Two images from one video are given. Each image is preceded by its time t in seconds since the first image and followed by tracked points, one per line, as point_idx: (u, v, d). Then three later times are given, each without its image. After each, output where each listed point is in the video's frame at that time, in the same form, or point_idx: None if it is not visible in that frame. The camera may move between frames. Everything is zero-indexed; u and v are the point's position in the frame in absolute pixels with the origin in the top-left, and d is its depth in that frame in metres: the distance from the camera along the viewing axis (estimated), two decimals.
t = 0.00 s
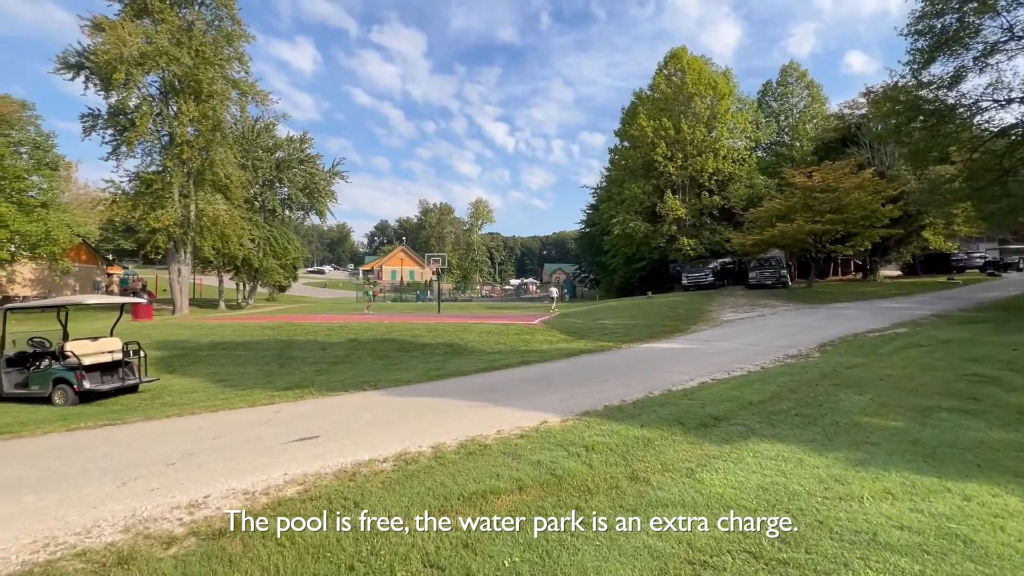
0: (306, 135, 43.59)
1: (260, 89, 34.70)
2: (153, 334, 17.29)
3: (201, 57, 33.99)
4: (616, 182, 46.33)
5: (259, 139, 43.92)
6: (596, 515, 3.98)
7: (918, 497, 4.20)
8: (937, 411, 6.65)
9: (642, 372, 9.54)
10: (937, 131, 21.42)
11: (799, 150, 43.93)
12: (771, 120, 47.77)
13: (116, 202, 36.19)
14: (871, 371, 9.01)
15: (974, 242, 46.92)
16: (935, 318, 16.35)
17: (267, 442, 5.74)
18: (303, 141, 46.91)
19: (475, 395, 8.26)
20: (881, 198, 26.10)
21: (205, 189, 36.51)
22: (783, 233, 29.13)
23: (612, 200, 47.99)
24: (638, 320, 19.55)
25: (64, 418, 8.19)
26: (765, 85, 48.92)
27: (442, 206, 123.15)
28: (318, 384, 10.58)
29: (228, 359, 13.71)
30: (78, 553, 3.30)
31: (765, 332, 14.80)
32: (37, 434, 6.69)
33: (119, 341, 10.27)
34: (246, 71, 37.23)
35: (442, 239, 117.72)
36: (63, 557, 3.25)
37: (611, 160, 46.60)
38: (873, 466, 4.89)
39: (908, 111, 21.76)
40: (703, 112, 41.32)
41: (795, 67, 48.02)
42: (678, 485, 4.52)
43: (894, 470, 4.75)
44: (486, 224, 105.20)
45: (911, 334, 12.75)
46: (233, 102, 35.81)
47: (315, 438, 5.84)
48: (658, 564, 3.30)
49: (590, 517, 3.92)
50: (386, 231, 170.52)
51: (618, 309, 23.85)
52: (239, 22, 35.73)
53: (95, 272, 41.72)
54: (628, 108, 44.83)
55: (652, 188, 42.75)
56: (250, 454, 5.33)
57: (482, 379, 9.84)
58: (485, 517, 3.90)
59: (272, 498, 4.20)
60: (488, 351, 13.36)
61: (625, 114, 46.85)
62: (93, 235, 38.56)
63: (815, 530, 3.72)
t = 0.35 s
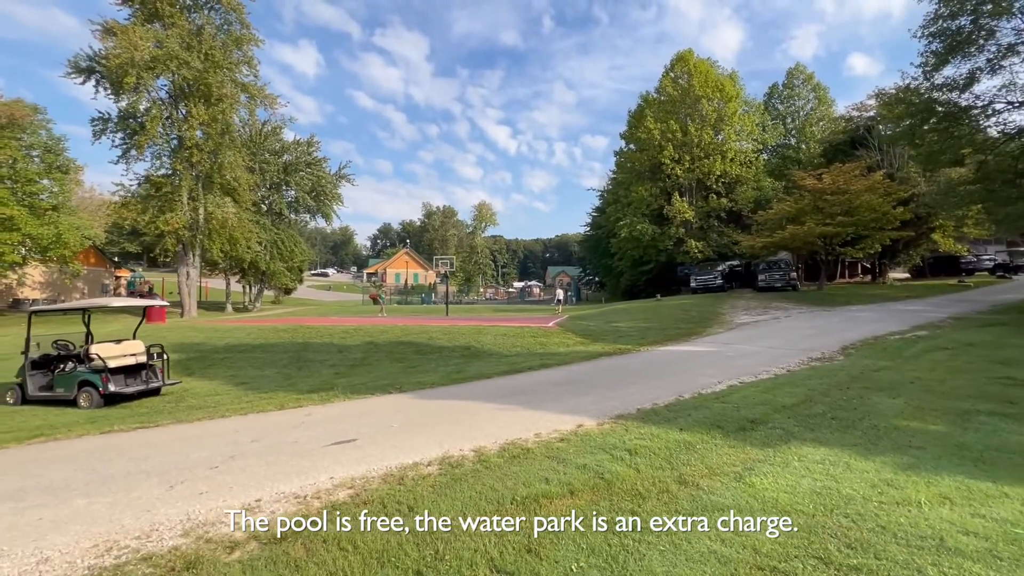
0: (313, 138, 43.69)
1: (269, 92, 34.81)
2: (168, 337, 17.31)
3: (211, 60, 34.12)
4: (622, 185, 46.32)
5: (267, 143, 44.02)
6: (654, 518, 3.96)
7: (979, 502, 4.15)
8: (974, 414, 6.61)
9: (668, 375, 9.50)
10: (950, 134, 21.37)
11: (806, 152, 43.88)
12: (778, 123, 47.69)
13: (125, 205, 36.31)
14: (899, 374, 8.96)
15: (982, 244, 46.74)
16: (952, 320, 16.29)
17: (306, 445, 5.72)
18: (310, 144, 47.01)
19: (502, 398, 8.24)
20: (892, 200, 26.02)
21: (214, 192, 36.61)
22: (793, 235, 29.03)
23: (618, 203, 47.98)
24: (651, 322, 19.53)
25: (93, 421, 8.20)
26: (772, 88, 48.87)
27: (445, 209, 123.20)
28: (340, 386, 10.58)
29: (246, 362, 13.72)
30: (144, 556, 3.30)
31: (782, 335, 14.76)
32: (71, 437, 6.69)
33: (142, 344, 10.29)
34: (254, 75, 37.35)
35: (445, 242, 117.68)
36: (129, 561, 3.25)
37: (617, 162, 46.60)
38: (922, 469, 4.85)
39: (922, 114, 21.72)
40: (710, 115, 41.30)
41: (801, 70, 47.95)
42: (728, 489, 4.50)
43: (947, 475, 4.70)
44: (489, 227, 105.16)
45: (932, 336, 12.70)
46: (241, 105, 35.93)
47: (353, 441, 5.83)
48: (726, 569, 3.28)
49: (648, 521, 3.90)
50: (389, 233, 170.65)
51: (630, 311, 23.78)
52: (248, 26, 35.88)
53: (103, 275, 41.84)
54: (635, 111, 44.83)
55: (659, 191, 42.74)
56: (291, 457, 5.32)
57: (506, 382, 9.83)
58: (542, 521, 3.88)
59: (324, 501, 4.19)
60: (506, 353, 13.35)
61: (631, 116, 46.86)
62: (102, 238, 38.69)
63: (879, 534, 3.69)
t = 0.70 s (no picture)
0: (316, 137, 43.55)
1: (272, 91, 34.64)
2: (177, 337, 17.19)
3: (214, 59, 33.97)
4: (625, 185, 46.27)
5: (269, 143, 43.85)
6: (711, 520, 3.89)
7: None
8: (1010, 413, 6.54)
9: (690, 375, 9.44)
10: (959, 133, 21.38)
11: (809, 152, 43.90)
12: (780, 123, 47.71)
13: (126, 205, 36.08)
14: (924, 373, 8.90)
15: (984, 244, 46.86)
16: (965, 319, 16.27)
17: (339, 446, 5.64)
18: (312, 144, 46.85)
19: (528, 398, 8.17)
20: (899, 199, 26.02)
21: (217, 191, 36.37)
22: (799, 235, 29.00)
23: (621, 202, 47.93)
24: (661, 322, 19.45)
25: (113, 422, 8.10)
26: (774, 88, 48.90)
27: (445, 210, 123.02)
28: (358, 386, 10.51)
29: (259, 362, 13.63)
30: (200, 560, 3.23)
31: (796, 334, 14.70)
32: (96, 437, 6.59)
33: (158, 344, 10.19)
34: (257, 74, 37.20)
35: (445, 242, 117.45)
36: (186, 565, 3.17)
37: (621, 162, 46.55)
38: (971, 469, 4.78)
39: (931, 114, 21.72)
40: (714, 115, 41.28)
41: (804, 70, 47.98)
42: (779, 489, 4.43)
43: (999, 475, 4.64)
44: (489, 227, 105.03)
45: (949, 336, 12.67)
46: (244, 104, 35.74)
47: (387, 442, 5.78)
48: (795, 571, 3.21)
49: (706, 522, 3.83)
50: (388, 234, 170.31)
51: (638, 311, 23.72)
52: (251, 25, 35.73)
53: (105, 275, 41.58)
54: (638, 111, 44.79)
55: (662, 191, 42.72)
56: (327, 458, 5.23)
57: (527, 381, 9.78)
58: (599, 522, 3.81)
59: (372, 502, 4.12)
60: (520, 353, 13.27)
61: (634, 116, 46.82)
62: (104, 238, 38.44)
63: (945, 536, 3.62)
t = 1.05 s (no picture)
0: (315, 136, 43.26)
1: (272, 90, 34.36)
2: (183, 337, 17.01)
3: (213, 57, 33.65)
4: (625, 185, 46.33)
5: (267, 141, 43.52)
6: (769, 521, 3.86)
7: None
8: None
9: (710, 375, 9.44)
10: (962, 134, 21.53)
11: (808, 152, 44.11)
12: (779, 123, 47.90)
13: (124, 204, 35.68)
14: (944, 372, 8.94)
15: (979, 243, 47.29)
16: (971, 319, 16.38)
17: (374, 447, 5.56)
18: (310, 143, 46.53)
19: (552, 398, 8.14)
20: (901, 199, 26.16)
21: (216, 190, 36.06)
22: (801, 235, 29.12)
23: (620, 202, 47.95)
24: (668, 322, 19.46)
25: (130, 423, 7.98)
26: (773, 88, 49.07)
27: (441, 209, 122.72)
28: (375, 386, 10.42)
29: (270, 362, 13.51)
30: (263, 566, 3.17)
31: (807, 333, 14.72)
32: (120, 439, 6.49)
33: (172, 344, 10.07)
34: (256, 73, 36.90)
35: (441, 242, 117.17)
36: (250, 571, 3.11)
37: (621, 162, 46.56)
38: (1014, 468, 4.78)
39: (933, 115, 21.86)
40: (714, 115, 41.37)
41: (802, 71, 48.16)
42: (829, 489, 4.41)
43: None
44: (485, 226, 104.86)
45: (960, 335, 12.73)
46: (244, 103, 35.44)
47: (421, 443, 5.71)
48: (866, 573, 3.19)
49: (765, 524, 3.80)
50: (383, 233, 169.61)
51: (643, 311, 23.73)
52: (250, 23, 35.41)
53: (101, 274, 41.15)
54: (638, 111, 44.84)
55: (663, 191, 42.80)
56: (366, 460, 5.16)
57: (547, 381, 9.74)
58: (656, 523, 3.78)
59: (423, 505, 4.07)
60: (532, 353, 13.23)
61: (634, 116, 46.86)
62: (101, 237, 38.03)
63: (1007, 536, 3.62)
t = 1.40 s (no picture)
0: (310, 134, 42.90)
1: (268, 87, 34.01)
2: (184, 337, 16.79)
3: (208, 54, 33.30)
4: (622, 185, 46.48)
5: (261, 139, 43.06)
6: (814, 519, 3.90)
7: None
8: None
9: (723, 374, 9.51)
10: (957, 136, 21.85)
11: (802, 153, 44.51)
12: (773, 124, 48.28)
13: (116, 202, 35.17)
14: (954, 370, 9.08)
15: (968, 243, 48.08)
16: (969, 318, 16.65)
17: (404, 448, 5.53)
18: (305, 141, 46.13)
19: (571, 397, 8.15)
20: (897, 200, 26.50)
21: (211, 188, 35.65)
22: (798, 235, 29.39)
23: (616, 202, 48.10)
24: (670, 321, 19.57)
25: (145, 424, 7.88)
26: (767, 89, 49.45)
27: (434, 208, 122.28)
28: (388, 386, 10.36)
29: (276, 363, 13.39)
30: (323, 567, 3.15)
31: (811, 332, 14.87)
32: (142, 441, 6.40)
33: (181, 344, 9.95)
34: (251, 70, 36.53)
35: (434, 241, 116.88)
36: (311, 572, 3.09)
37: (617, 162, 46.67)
38: None
39: (930, 117, 22.16)
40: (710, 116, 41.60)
41: (796, 72, 48.62)
42: (867, 486, 4.48)
43: None
44: (479, 226, 104.69)
45: (963, 334, 12.93)
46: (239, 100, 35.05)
47: (451, 443, 5.69)
48: (922, 569, 3.23)
49: (812, 522, 3.84)
50: (376, 232, 168.73)
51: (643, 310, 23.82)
52: (245, 19, 35.00)
53: (93, 274, 40.53)
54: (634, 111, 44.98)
55: (659, 191, 43.01)
56: (400, 460, 5.12)
57: (562, 380, 9.76)
58: (704, 521, 3.80)
59: (468, 505, 4.05)
60: (541, 352, 13.23)
61: (630, 116, 46.99)
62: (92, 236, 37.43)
63: None
